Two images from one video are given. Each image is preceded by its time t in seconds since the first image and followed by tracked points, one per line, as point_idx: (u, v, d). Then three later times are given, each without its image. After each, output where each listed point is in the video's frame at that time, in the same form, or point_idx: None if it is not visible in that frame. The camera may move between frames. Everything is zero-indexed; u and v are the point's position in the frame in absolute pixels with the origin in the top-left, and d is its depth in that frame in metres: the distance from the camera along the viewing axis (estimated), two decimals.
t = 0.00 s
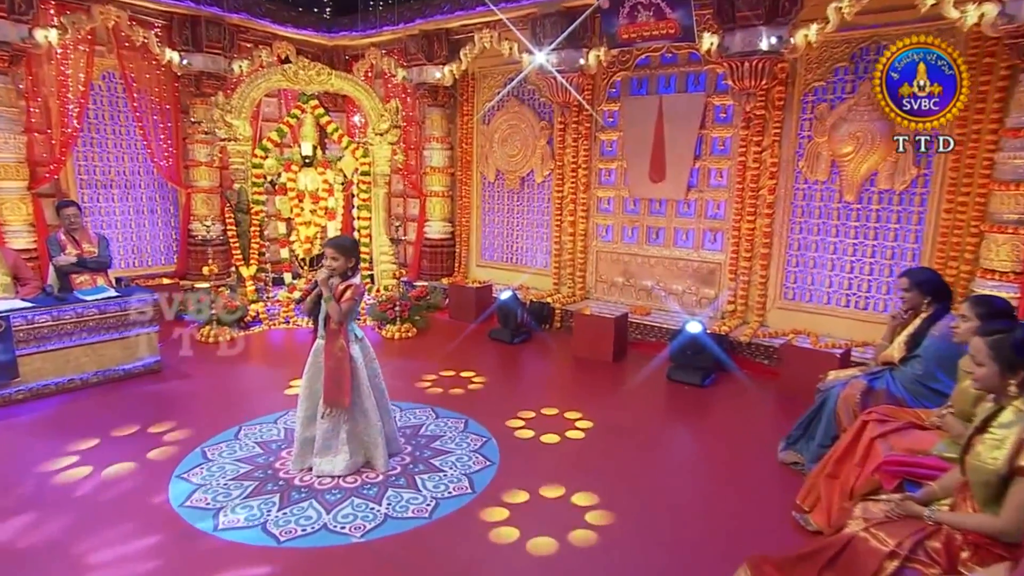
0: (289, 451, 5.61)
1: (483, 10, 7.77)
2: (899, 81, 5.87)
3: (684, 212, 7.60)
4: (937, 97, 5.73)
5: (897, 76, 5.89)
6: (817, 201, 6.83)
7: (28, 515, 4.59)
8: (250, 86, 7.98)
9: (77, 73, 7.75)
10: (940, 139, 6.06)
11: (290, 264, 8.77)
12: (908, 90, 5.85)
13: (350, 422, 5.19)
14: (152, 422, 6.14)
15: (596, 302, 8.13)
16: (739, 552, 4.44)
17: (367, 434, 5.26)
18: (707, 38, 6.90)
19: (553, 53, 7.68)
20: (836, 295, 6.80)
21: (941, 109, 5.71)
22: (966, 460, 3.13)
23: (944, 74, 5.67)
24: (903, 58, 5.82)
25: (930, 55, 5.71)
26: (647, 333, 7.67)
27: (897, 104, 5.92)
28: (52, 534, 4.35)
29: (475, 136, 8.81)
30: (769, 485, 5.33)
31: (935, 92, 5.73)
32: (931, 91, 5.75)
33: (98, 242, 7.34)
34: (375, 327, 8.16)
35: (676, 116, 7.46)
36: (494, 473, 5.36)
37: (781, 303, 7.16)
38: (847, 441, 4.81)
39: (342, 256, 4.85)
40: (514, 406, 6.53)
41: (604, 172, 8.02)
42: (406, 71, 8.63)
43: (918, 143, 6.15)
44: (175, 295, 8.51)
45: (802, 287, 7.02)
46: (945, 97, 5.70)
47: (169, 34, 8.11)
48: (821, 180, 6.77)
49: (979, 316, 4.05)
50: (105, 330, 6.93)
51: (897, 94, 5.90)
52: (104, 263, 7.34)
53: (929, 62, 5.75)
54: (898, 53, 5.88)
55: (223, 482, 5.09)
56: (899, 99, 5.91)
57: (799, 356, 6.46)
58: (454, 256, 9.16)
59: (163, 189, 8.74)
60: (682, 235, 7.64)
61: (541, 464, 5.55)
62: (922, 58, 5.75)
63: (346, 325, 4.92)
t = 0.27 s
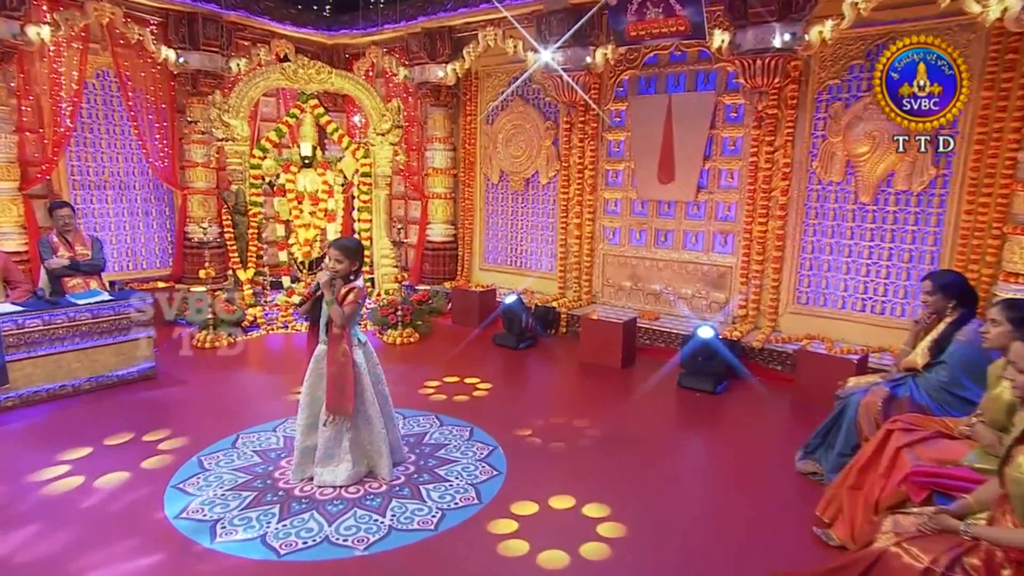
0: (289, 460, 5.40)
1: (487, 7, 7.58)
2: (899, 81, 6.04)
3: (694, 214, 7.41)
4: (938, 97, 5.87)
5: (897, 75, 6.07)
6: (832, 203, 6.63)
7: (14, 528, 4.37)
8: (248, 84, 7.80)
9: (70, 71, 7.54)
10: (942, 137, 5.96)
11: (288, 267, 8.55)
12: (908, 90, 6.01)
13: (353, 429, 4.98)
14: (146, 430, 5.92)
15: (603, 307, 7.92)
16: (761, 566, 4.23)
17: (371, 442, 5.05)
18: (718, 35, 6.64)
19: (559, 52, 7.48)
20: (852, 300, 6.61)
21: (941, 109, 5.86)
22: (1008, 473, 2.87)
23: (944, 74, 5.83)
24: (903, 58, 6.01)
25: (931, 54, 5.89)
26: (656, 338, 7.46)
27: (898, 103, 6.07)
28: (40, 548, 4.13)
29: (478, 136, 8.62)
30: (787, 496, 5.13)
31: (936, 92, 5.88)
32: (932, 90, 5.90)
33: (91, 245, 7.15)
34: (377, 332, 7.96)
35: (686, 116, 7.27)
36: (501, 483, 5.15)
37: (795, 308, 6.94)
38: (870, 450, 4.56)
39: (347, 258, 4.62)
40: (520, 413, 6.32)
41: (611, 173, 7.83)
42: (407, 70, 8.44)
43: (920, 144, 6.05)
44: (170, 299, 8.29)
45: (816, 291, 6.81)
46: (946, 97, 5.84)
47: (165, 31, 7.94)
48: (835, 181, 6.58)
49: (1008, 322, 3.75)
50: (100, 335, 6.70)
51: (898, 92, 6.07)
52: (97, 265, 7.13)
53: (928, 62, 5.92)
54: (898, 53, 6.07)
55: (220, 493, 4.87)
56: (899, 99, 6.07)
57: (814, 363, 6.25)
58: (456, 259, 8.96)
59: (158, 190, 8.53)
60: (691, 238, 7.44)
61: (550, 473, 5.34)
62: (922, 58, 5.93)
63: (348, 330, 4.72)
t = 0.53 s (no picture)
0: (291, 465, 5.22)
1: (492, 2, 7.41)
2: (899, 81, 5.98)
3: (704, 213, 7.24)
4: (938, 96, 5.80)
5: (897, 75, 6.00)
6: (847, 202, 6.45)
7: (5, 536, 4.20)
8: (248, 81, 7.65)
9: (66, 67, 7.37)
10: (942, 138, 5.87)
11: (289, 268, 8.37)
12: (908, 90, 5.93)
13: (358, 434, 4.81)
14: (143, 435, 5.74)
15: (610, 309, 7.74)
16: None
17: (376, 447, 4.88)
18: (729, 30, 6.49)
19: (566, 47, 7.29)
20: (867, 302, 6.43)
21: (941, 109, 5.78)
22: None
23: (944, 74, 5.77)
24: (904, 58, 5.94)
25: (931, 54, 5.82)
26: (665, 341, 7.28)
27: (898, 103, 5.99)
28: (31, 558, 3.96)
29: (483, 134, 8.44)
30: (806, 502, 4.95)
31: (936, 92, 5.81)
32: (932, 90, 5.82)
33: (87, 244, 6.99)
34: (379, 334, 7.79)
35: (696, 113, 7.10)
36: (510, 489, 4.97)
37: (808, 310, 6.76)
38: (894, 457, 4.33)
39: (353, 257, 4.45)
40: (528, 418, 6.14)
41: (619, 172, 7.66)
42: (410, 66, 8.27)
43: (918, 144, 5.95)
44: (169, 301, 8.11)
45: (830, 293, 6.64)
46: (946, 96, 5.76)
47: (163, 26, 7.73)
48: (850, 179, 6.39)
49: None
50: (95, 337, 6.52)
51: (898, 92, 5.99)
52: (94, 265, 6.96)
53: (928, 62, 5.86)
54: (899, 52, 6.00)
55: (220, 499, 4.70)
56: (899, 99, 5.99)
57: (829, 366, 6.09)
58: (460, 260, 8.78)
59: (155, 189, 8.35)
60: (701, 238, 7.26)
61: (560, 479, 5.16)
62: (922, 58, 5.87)
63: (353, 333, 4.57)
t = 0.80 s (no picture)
0: (295, 470, 5.00)
1: None
2: (899, 81, 5.87)
3: (720, 211, 7.01)
4: (937, 96, 5.69)
5: (896, 75, 5.89)
6: (869, 199, 6.22)
7: None
8: (250, 75, 7.46)
9: (64, 60, 7.17)
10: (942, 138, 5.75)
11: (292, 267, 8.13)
12: (907, 90, 5.82)
13: (366, 438, 4.58)
14: (142, 439, 5.53)
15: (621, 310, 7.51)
16: None
17: (385, 452, 4.66)
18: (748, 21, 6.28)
19: (578, 40, 7.07)
20: (891, 303, 6.20)
21: (940, 109, 5.68)
22: None
23: (943, 74, 5.66)
24: (903, 58, 5.84)
25: (930, 55, 5.71)
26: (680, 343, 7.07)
27: (897, 103, 5.89)
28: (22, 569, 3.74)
29: (490, 130, 8.22)
30: (835, 510, 4.72)
31: (935, 92, 5.70)
32: (931, 91, 5.71)
33: (86, 242, 6.77)
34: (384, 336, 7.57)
35: (712, 108, 6.87)
36: (524, 496, 4.75)
37: (829, 311, 6.53)
38: (926, 464, 3.97)
39: (362, 255, 4.23)
40: (540, 422, 5.92)
41: (631, 169, 7.43)
42: (416, 60, 8.05)
43: (919, 144, 5.84)
44: (169, 301, 7.89)
45: (852, 293, 6.40)
46: (946, 97, 5.65)
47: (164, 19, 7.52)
48: (873, 176, 6.15)
49: None
50: (94, 337, 6.31)
51: (898, 92, 5.89)
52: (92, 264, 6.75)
53: (928, 62, 5.75)
54: (899, 53, 5.90)
55: (223, 506, 4.48)
56: (899, 100, 5.88)
57: (852, 369, 5.87)
58: (467, 260, 8.55)
59: (155, 186, 8.13)
60: (717, 237, 7.03)
61: (575, 485, 4.94)
62: (922, 58, 5.76)
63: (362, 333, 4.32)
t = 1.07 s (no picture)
0: (300, 478, 4.80)
1: None
2: (899, 81, 5.77)
3: (735, 211, 6.80)
4: (940, 95, 5.59)
5: (897, 75, 5.79)
6: (891, 198, 6.01)
7: None
8: (251, 72, 7.31)
9: (61, 56, 6.97)
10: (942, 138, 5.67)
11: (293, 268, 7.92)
12: (908, 89, 5.72)
13: (373, 445, 4.38)
14: (140, 445, 5.32)
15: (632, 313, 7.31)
16: None
17: (392, 459, 4.45)
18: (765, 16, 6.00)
19: (588, 36, 6.85)
20: (913, 306, 5.99)
21: (940, 109, 5.58)
22: None
23: (944, 74, 5.57)
24: (904, 58, 5.74)
25: (930, 54, 5.63)
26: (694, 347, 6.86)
27: (900, 102, 5.79)
28: None
29: (497, 129, 8.02)
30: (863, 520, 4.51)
31: (936, 92, 5.60)
32: (932, 90, 5.62)
33: (83, 242, 6.58)
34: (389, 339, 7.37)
35: (727, 104, 6.66)
36: (537, 505, 4.55)
37: (848, 315, 6.33)
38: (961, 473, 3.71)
39: (369, 254, 4.04)
40: (551, 429, 5.71)
41: (643, 168, 7.23)
42: (422, 57, 7.85)
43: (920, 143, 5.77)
44: (168, 304, 7.68)
45: (872, 296, 6.20)
46: (948, 96, 5.56)
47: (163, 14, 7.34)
48: (895, 174, 5.94)
49: None
50: (91, 340, 6.12)
51: (899, 91, 5.79)
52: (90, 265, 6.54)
53: (928, 62, 5.66)
54: (898, 53, 5.81)
55: (225, 514, 4.28)
56: (899, 99, 5.79)
57: (875, 374, 5.67)
58: (473, 262, 8.34)
59: (154, 185, 7.93)
60: (732, 238, 6.83)
61: (591, 494, 4.73)
62: (922, 58, 5.67)
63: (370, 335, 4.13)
